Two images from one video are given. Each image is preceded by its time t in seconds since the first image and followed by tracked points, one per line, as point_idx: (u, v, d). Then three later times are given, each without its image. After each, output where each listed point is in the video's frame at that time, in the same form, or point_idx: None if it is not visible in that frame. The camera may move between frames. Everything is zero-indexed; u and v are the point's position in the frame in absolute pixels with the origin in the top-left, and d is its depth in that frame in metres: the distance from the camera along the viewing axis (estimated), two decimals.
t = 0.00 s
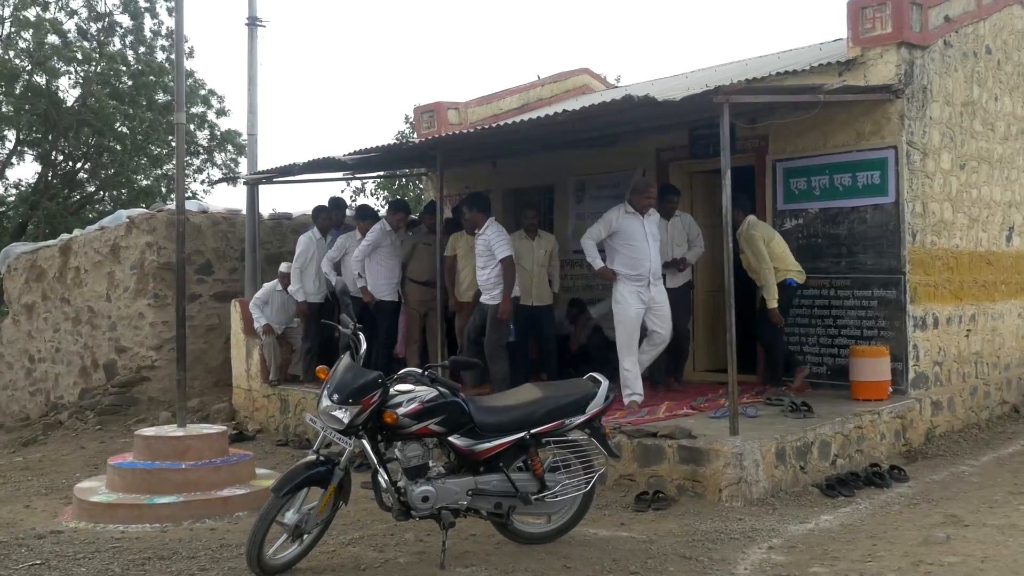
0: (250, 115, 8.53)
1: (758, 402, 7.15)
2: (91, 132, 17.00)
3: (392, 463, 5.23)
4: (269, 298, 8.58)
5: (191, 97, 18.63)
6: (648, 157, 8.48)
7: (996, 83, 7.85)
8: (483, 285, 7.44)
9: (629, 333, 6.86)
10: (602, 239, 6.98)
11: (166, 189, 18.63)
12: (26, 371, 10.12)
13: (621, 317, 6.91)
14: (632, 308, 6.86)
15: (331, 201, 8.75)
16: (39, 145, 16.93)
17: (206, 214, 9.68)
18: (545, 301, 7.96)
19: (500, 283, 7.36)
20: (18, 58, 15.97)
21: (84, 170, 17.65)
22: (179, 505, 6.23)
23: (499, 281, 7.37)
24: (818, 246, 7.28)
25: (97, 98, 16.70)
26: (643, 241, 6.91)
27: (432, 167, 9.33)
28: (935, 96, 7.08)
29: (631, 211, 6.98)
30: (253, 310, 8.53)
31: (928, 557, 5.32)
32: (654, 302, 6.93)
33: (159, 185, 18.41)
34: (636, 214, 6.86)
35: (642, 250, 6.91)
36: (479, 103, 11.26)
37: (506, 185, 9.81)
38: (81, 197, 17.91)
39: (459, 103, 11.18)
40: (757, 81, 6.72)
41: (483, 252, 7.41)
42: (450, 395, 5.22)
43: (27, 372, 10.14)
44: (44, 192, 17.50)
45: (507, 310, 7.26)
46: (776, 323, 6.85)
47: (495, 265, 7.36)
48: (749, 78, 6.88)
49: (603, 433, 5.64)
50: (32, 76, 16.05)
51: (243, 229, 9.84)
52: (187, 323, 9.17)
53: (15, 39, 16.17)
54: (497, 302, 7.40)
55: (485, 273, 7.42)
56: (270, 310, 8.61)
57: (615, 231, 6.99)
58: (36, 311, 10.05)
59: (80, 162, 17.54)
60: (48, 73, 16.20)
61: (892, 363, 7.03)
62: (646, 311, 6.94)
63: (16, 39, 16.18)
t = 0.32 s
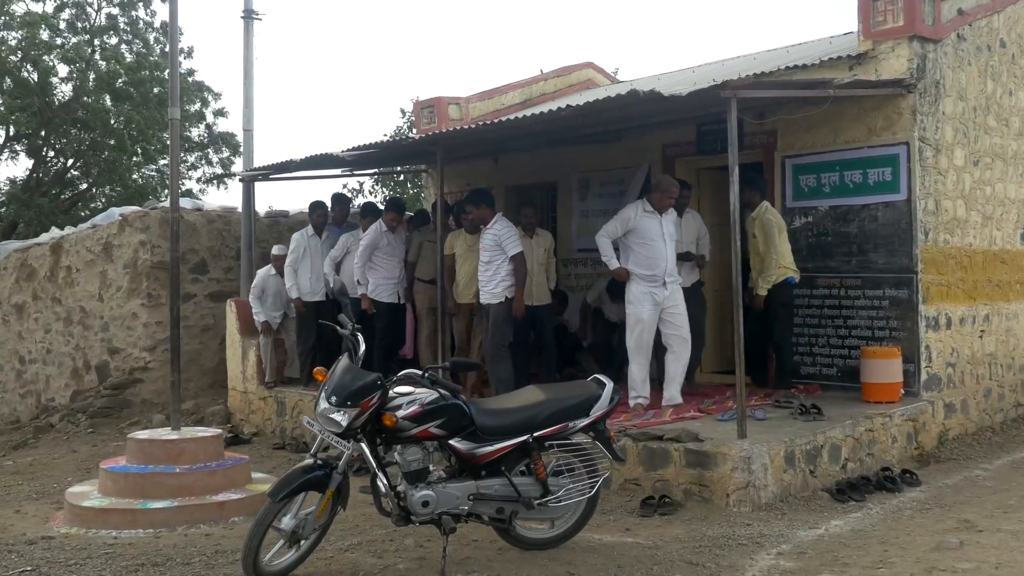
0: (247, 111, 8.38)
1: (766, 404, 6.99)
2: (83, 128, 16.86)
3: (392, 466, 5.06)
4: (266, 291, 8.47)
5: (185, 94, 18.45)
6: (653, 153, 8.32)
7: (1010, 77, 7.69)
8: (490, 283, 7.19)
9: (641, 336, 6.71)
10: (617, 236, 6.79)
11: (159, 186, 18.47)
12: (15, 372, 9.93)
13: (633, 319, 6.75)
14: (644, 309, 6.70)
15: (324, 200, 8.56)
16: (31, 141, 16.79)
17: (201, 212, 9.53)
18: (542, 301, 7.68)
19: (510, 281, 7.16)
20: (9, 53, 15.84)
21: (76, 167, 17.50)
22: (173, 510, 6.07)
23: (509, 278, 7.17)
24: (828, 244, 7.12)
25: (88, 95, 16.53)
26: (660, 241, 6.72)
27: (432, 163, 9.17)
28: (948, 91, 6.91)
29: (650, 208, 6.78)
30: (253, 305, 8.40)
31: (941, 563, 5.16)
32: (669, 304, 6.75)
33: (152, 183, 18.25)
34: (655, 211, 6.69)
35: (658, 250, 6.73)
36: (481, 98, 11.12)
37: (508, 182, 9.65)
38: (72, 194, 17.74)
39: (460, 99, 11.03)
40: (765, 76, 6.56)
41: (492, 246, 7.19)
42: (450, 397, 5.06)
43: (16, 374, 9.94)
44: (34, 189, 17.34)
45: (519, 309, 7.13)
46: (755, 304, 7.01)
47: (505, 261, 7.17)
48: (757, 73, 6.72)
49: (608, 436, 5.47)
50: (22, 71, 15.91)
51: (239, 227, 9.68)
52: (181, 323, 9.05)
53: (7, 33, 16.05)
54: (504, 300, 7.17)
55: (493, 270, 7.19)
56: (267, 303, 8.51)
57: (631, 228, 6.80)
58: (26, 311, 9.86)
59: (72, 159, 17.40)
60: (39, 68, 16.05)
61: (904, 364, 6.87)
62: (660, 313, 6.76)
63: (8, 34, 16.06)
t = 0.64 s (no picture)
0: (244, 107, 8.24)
1: (775, 407, 6.83)
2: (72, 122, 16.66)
3: (392, 470, 4.91)
4: (261, 279, 8.30)
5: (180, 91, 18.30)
6: (659, 150, 8.18)
7: None
8: (497, 282, 7.04)
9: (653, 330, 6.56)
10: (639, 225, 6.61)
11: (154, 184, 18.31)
12: (6, 374, 9.77)
13: (648, 312, 6.60)
14: (660, 304, 6.53)
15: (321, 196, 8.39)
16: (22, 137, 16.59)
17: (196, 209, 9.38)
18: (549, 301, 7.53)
19: (515, 280, 7.01)
20: None
21: (69, 164, 17.29)
22: (168, 514, 5.92)
23: (515, 277, 7.02)
24: (838, 243, 6.96)
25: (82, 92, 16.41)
26: (683, 235, 6.55)
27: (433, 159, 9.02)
28: (962, 85, 6.76)
29: (677, 201, 6.60)
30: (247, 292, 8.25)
31: (955, 570, 5.00)
32: (687, 301, 6.59)
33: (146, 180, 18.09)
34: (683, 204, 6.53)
35: (678, 243, 6.56)
36: (483, 93, 10.98)
37: (509, 179, 9.50)
38: (65, 191, 17.54)
39: (462, 94, 10.88)
40: (773, 69, 6.41)
41: (496, 244, 7.02)
42: (451, 399, 4.90)
43: (7, 375, 9.80)
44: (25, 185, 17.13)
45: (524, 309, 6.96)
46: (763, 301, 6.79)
47: (510, 259, 7.01)
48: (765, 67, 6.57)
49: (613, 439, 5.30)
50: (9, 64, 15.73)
51: (235, 225, 9.53)
52: (175, 323, 8.91)
53: None
54: (512, 300, 7.03)
55: (499, 269, 7.04)
56: (263, 291, 8.35)
57: (654, 219, 6.61)
58: (16, 311, 9.71)
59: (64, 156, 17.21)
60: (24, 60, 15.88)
61: (915, 366, 6.71)
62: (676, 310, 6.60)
63: None
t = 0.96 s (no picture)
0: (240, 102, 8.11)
1: (785, 409, 6.69)
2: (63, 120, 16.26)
3: (391, 474, 4.77)
4: (254, 270, 8.28)
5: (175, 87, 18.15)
6: (665, 147, 8.03)
7: None
8: (507, 281, 6.91)
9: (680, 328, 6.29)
10: (659, 222, 6.44)
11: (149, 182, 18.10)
12: None
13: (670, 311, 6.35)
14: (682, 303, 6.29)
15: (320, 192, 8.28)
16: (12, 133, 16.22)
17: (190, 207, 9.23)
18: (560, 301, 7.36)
19: (525, 280, 6.88)
20: None
21: (62, 160, 16.96)
22: (163, 519, 5.77)
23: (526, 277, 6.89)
24: (849, 242, 6.81)
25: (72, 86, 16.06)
26: (703, 234, 6.38)
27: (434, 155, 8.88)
28: (975, 80, 6.61)
29: (699, 199, 6.46)
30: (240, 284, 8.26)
31: None
32: (706, 301, 6.37)
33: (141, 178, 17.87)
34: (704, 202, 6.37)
35: (698, 242, 6.38)
36: (484, 88, 10.84)
37: (511, 176, 9.35)
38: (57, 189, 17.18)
39: (463, 89, 10.74)
40: (782, 63, 6.25)
41: (510, 241, 6.90)
42: (453, 401, 4.76)
43: None
44: (16, 182, 16.80)
45: (530, 309, 6.79)
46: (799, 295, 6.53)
47: (522, 258, 6.88)
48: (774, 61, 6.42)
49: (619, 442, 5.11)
50: None
51: (231, 223, 9.39)
52: (170, 324, 8.77)
53: None
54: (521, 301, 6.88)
55: (509, 266, 6.91)
56: (257, 283, 8.32)
57: (675, 218, 6.44)
58: (8, 311, 9.59)
59: (56, 151, 16.88)
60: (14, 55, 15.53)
61: (928, 367, 6.56)
62: (695, 309, 6.34)
63: None
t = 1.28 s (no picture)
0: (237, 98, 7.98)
1: (795, 412, 6.55)
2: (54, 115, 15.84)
3: (391, 478, 4.63)
4: (249, 266, 8.17)
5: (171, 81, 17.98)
6: (670, 143, 7.90)
7: None
8: (523, 281, 6.77)
9: (713, 337, 6.01)
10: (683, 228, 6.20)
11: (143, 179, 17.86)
12: None
13: (702, 320, 6.06)
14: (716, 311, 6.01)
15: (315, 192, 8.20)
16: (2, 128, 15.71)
17: (186, 205, 9.10)
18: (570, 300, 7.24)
19: (542, 281, 6.77)
20: None
21: (54, 157, 16.57)
22: (157, 524, 5.63)
23: (543, 277, 6.78)
24: (859, 240, 6.68)
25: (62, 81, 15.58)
26: (729, 237, 6.16)
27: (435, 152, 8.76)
28: (989, 74, 6.48)
29: (719, 200, 6.24)
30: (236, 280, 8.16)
31: None
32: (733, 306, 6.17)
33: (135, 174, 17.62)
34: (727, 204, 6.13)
35: (726, 246, 6.15)
36: (488, 83, 10.77)
37: (513, 172, 9.21)
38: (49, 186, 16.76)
39: (465, 83, 10.63)
40: (791, 57, 6.11)
41: (528, 240, 6.75)
42: (454, 403, 4.62)
43: None
44: (6, 178, 16.40)
45: (557, 309, 6.71)
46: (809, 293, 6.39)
47: (539, 258, 6.75)
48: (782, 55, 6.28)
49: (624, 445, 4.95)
50: None
51: (227, 221, 9.26)
52: (164, 324, 8.64)
53: None
54: (538, 301, 6.76)
55: (525, 266, 6.77)
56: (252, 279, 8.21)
57: (699, 223, 6.19)
58: None
59: (47, 147, 16.48)
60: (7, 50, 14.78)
61: (940, 369, 6.42)
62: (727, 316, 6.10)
63: None
